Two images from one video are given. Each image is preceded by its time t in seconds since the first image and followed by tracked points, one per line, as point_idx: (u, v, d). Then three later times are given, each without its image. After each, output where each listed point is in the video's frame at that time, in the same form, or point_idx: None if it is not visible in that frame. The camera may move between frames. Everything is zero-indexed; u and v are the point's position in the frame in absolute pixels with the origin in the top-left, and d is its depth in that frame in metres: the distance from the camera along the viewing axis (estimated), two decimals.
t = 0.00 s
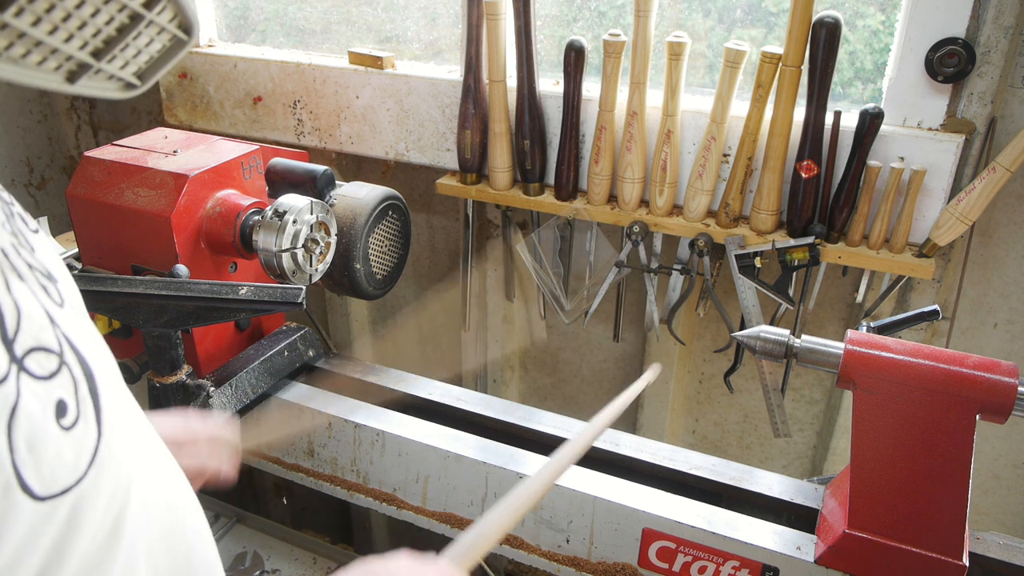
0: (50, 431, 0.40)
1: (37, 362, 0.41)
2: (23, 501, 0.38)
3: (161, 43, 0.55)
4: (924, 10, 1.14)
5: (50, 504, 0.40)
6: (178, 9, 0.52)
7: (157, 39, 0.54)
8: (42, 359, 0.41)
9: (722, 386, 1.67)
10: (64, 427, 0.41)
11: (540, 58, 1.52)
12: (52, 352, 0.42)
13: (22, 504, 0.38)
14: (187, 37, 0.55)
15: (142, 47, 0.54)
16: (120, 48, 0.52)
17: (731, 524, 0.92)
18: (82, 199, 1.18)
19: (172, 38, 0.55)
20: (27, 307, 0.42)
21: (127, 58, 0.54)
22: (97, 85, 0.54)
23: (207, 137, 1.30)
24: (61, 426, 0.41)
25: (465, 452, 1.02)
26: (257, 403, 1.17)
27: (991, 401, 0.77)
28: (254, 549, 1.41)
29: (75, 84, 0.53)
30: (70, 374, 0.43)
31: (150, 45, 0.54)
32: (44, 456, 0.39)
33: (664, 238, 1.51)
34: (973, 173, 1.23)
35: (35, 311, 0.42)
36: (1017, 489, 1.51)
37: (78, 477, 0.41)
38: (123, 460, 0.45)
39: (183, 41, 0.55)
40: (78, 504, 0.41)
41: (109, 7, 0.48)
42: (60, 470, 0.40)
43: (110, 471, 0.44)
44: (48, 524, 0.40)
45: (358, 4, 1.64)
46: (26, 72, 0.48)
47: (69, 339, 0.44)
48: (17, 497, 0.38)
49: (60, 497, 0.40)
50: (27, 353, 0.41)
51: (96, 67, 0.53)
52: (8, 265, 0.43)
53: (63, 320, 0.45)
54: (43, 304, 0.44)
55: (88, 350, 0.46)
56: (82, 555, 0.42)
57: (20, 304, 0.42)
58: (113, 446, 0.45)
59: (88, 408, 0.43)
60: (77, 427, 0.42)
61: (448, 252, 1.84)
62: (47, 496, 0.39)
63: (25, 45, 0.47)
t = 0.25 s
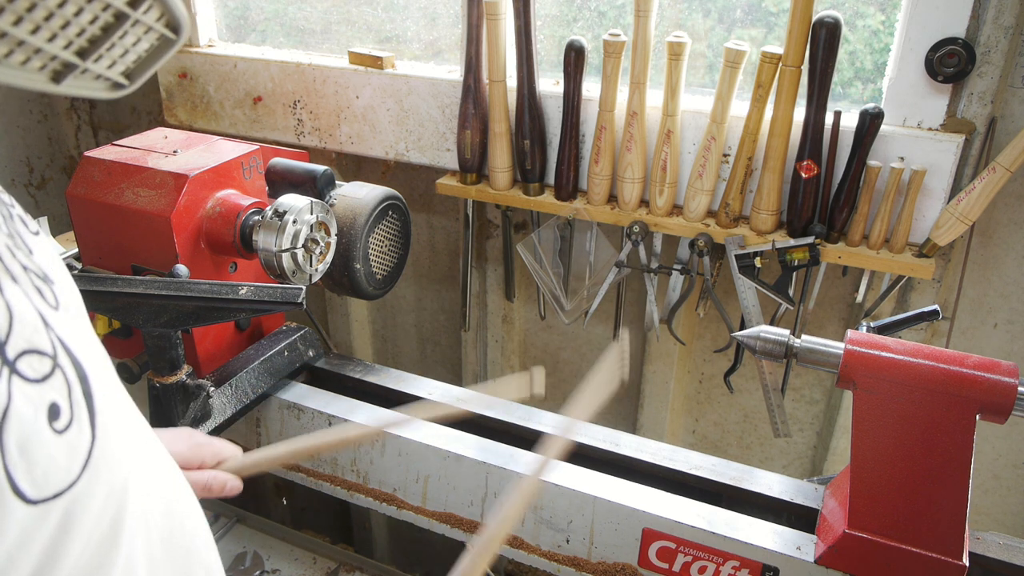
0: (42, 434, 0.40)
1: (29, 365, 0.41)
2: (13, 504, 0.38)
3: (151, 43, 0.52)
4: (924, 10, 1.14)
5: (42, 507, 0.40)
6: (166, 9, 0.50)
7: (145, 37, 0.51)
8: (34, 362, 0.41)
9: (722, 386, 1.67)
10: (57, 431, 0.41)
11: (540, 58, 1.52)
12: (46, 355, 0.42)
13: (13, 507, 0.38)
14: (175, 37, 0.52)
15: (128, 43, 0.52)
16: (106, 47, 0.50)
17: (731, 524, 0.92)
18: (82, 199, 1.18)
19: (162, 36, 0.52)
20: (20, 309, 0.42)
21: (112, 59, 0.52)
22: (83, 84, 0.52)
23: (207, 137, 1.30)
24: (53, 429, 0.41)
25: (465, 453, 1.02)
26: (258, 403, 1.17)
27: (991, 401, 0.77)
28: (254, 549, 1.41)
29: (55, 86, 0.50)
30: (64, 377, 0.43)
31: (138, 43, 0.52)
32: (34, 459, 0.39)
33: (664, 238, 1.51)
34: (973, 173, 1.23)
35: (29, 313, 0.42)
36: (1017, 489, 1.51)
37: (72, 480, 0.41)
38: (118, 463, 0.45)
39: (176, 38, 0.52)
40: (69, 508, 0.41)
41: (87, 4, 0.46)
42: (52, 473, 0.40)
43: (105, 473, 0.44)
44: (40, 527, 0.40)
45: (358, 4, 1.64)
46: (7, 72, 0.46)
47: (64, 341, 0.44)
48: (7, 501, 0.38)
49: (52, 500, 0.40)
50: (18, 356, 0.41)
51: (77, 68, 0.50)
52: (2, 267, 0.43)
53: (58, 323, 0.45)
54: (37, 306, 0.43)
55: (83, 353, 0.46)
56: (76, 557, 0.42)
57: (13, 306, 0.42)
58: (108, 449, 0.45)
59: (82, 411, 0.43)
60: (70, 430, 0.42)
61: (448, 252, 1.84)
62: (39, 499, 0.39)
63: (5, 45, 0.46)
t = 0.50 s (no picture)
0: (36, 438, 0.40)
1: (25, 369, 0.41)
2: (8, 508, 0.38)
3: (155, 42, 0.53)
4: (924, 10, 1.14)
5: (36, 511, 0.40)
6: (172, 7, 0.51)
7: (150, 35, 0.52)
8: (30, 365, 0.41)
9: (722, 386, 1.67)
10: (52, 434, 0.41)
11: (540, 58, 1.52)
12: (42, 358, 0.42)
13: (8, 510, 0.38)
14: (180, 37, 0.53)
15: (132, 44, 0.52)
16: (112, 46, 0.50)
17: (731, 524, 0.92)
18: (82, 199, 1.18)
19: (167, 35, 0.53)
20: (16, 312, 0.42)
21: (116, 60, 0.52)
22: (88, 83, 0.52)
23: (207, 137, 1.30)
24: (48, 433, 0.41)
25: (465, 453, 1.02)
26: (258, 403, 1.17)
27: (991, 401, 0.77)
28: (254, 549, 1.41)
29: (58, 86, 0.50)
30: (59, 380, 0.43)
31: (142, 43, 0.52)
32: (29, 463, 0.39)
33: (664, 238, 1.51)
34: (973, 173, 1.23)
35: (25, 316, 0.42)
36: (1017, 489, 1.51)
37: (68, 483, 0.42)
38: (114, 466, 0.45)
39: (180, 38, 0.53)
40: (65, 511, 0.41)
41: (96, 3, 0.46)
42: (46, 477, 0.40)
43: (101, 476, 0.44)
44: (35, 530, 0.40)
45: (358, 4, 1.63)
46: (16, 72, 0.46)
47: (60, 344, 0.44)
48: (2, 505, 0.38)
49: (47, 504, 0.40)
50: (14, 360, 0.40)
51: (80, 68, 0.50)
52: None
53: (55, 326, 0.45)
54: (33, 309, 0.43)
55: (79, 356, 0.46)
56: (72, 559, 0.42)
57: (9, 309, 0.41)
58: (104, 452, 0.45)
59: (78, 414, 0.43)
60: (65, 433, 0.42)
61: (448, 252, 1.84)
62: (33, 503, 0.39)
63: (13, 44, 0.45)
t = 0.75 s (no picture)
0: (34, 439, 0.40)
1: (24, 370, 0.41)
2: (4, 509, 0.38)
3: (160, 37, 0.53)
4: (924, 10, 1.14)
5: (33, 512, 0.40)
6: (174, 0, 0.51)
7: (154, 29, 0.52)
8: (28, 366, 0.41)
9: (722, 386, 1.67)
10: (49, 435, 0.41)
11: (540, 58, 1.52)
12: (40, 359, 0.42)
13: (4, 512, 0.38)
14: (184, 31, 0.53)
15: (137, 38, 0.52)
16: (116, 41, 0.51)
17: (731, 524, 0.92)
18: (82, 199, 1.18)
19: (171, 30, 0.53)
20: (15, 313, 0.42)
21: (122, 54, 0.53)
22: (91, 78, 0.52)
23: (207, 137, 1.30)
24: (46, 434, 0.41)
25: (465, 453, 1.02)
26: (258, 403, 1.17)
27: (991, 401, 0.77)
28: (254, 549, 1.41)
29: (64, 81, 0.50)
30: (58, 381, 0.43)
31: (147, 37, 0.53)
32: (26, 464, 0.39)
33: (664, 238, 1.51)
34: (973, 173, 1.23)
35: (23, 316, 0.42)
36: (1017, 489, 1.51)
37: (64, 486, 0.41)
38: (112, 468, 0.45)
39: (184, 32, 0.53)
40: (62, 512, 0.41)
41: None
42: (42, 479, 0.40)
43: (98, 478, 0.44)
44: (31, 531, 0.40)
45: (358, 4, 1.63)
46: (17, 66, 0.47)
47: (58, 345, 0.44)
48: None
49: (44, 504, 0.40)
50: (12, 361, 0.41)
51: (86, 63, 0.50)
52: None
53: (53, 326, 0.45)
54: (32, 310, 0.43)
55: (78, 357, 0.46)
56: (69, 561, 0.42)
57: (9, 309, 0.41)
58: (102, 454, 0.45)
59: (76, 415, 0.43)
60: (62, 435, 0.42)
61: (448, 252, 1.84)
62: (30, 504, 0.39)
63: (14, 36, 0.46)
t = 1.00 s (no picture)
0: (43, 432, 0.40)
1: (32, 363, 0.41)
2: (15, 501, 0.38)
3: (161, 33, 0.53)
4: (924, 10, 1.14)
5: (42, 505, 0.40)
6: None
7: (155, 25, 0.52)
8: (37, 359, 0.42)
9: (722, 386, 1.67)
10: (57, 428, 0.41)
11: (540, 58, 1.52)
12: (48, 352, 0.43)
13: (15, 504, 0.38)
14: (184, 27, 0.53)
15: (138, 34, 0.52)
16: (117, 36, 0.51)
17: (731, 524, 0.92)
18: (82, 199, 1.18)
19: (172, 26, 0.53)
20: (24, 306, 0.42)
21: (123, 50, 0.53)
22: (94, 74, 0.52)
23: (207, 137, 1.30)
24: (54, 427, 0.41)
25: (465, 453, 1.02)
26: (257, 403, 1.17)
27: (991, 401, 0.77)
28: (254, 549, 1.41)
29: (66, 78, 0.50)
30: (66, 374, 0.43)
31: (148, 32, 0.52)
32: (36, 456, 0.39)
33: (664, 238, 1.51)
34: (973, 173, 1.23)
35: (32, 310, 0.43)
36: (1017, 489, 1.51)
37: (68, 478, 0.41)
38: (118, 461, 0.45)
39: (185, 28, 0.53)
40: (70, 505, 0.41)
41: None
42: (51, 471, 0.40)
43: (105, 472, 0.44)
44: (41, 524, 0.40)
45: (358, 4, 1.63)
46: (20, 63, 0.47)
47: (66, 339, 0.44)
48: (10, 498, 0.38)
49: (53, 497, 0.40)
50: (21, 353, 0.41)
51: (88, 59, 0.50)
52: (6, 264, 0.43)
53: (61, 320, 0.45)
54: (40, 304, 0.44)
55: (85, 351, 0.46)
56: (76, 555, 0.42)
57: (17, 302, 0.42)
58: (109, 448, 0.45)
59: (83, 408, 0.44)
60: (71, 427, 0.42)
61: (448, 252, 1.84)
62: (39, 496, 0.39)
63: (16, 33, 0.46)
